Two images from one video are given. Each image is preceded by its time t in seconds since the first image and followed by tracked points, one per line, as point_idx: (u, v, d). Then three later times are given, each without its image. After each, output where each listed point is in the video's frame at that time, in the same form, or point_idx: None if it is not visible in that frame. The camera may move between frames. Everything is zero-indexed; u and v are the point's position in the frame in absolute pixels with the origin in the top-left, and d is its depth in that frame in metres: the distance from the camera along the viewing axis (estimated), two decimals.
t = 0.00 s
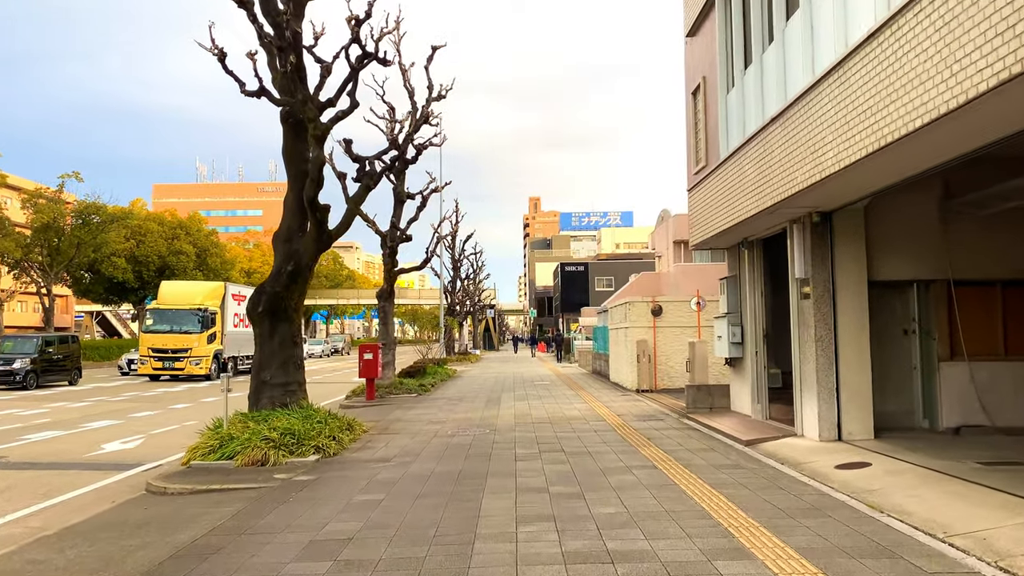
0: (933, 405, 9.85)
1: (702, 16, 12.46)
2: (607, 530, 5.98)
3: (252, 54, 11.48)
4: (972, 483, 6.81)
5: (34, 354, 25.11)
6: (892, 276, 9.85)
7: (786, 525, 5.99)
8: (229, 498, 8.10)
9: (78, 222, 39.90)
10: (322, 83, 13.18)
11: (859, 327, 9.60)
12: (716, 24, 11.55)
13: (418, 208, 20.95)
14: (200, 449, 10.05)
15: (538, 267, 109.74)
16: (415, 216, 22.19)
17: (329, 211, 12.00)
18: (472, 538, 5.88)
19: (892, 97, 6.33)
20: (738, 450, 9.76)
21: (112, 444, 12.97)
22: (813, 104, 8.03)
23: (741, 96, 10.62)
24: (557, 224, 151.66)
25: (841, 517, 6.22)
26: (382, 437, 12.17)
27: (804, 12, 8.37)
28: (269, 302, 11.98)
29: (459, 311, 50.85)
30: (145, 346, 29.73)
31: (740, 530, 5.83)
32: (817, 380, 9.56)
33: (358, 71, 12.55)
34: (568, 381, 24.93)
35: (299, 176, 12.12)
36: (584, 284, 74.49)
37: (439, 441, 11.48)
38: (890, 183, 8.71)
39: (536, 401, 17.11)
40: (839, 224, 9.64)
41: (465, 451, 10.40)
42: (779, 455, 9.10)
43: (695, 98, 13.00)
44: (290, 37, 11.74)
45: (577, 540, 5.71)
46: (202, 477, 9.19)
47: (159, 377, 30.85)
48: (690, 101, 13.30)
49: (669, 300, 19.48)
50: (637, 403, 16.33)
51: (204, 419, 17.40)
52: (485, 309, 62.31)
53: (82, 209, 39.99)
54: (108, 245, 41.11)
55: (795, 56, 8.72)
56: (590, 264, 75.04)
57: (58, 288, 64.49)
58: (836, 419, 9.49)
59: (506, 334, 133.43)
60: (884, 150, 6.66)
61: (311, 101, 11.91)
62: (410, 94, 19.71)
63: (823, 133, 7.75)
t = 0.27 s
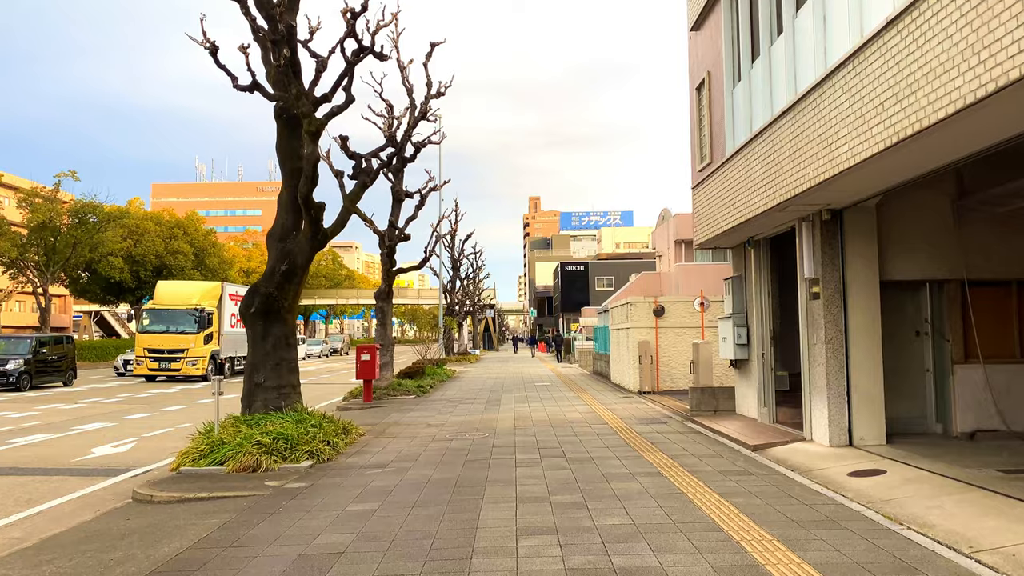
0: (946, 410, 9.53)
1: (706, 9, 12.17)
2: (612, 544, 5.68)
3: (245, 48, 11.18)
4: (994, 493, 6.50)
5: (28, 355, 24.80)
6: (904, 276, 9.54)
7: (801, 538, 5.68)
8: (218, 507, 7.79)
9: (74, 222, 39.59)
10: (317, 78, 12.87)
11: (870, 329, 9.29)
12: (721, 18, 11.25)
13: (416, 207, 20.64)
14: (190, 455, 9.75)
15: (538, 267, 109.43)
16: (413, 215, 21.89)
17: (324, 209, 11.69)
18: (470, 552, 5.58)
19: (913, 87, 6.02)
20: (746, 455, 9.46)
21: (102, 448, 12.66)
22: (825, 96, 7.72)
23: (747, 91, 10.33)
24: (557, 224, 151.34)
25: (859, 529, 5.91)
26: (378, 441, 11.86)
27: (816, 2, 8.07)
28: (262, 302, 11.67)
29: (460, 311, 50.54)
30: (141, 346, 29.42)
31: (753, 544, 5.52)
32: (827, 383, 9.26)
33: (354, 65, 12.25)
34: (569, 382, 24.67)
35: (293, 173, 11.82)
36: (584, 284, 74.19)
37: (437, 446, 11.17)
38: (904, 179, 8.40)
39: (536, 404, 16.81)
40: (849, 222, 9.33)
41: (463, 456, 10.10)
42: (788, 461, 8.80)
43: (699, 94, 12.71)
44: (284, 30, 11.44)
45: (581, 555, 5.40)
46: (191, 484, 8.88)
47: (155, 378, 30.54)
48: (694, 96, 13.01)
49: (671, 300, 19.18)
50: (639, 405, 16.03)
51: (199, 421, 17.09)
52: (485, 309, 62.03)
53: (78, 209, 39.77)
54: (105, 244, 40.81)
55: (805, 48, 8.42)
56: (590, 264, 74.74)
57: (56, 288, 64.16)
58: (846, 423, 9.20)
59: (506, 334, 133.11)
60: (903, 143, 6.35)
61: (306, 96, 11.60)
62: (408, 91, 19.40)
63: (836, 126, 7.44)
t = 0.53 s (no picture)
0: (959, 412, 9.21)
1: None
2: (615, 556, 5.34)
3: (235, 39, 10.86)
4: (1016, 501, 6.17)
5: (20, 355, 24.45)
6: (915, 274, 9.21)
7: (815, 550, 5.35)
8: (202, 514, 7.46)
9: (70, 221, 39.26)
10: (310, 70, 12.55)
11: (880, 328, 8.95)
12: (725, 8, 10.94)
13: (413, 205, 20.32)
14: (177, 459, 9.43)
15: (538, 267, 109.09)
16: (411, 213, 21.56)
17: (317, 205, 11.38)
18: (463, 566, 5.25)
19: (935, 71, 5.68)
20: (752, 459, 9.13)
21: (89, 451, 12.33)
22: (836, 85, 7.37)
23: (753, 83, 10.01)
24: (556, 224, 151.03)
25: (875, 540, 5.58)
26: (373, 444, 11.52)
27: None
28: (253, 301, 11.36)
29: (459, 310, 50.23)
30: (135, 346, 29.08)
31: (764, 557, 5.19)
32: (836, 385, 8.93)
33: (348, 57, 11.93)
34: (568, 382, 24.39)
35: (285, 169, 11.51)
36: (584, 284, 73.84)
37: (433, 449, 10.85)
38: (918, 173, 8.07)
39: (536, 405, 16.48)
40: (859, 218, 9.01)
41: (460, 460, 9.77)
42: (796, 465, 8.47)
43: (702, 88, 12.40)
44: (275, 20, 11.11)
45: (581, 569, 5.07)
46: (177, 489, 8.55)
47: (151, 378, 30.21)
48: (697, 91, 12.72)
49: (673, 299, 18.87)
50: (640, 407, 15.71)
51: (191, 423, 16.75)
52: (484, 308, 61.72)
53: (74, 207, 39.54)
54: (101, 243, 40.48)
55: (813, 35, 8.10)
56: (590, 263, 74.40)
57: (52, 288, 63.70)
58: (857, 426, 8.87)
59: (505, 334, 132.83)
60: (923, 133, 6.01)
61: (298, 89, 11.28)
62: (405, 87, 19.09)
63: (848, 116, 7.10)
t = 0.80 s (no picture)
0: (975, 416, 8.90)
1: None
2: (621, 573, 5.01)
3: (225, 31, 10.54)
4: None
5: (12, 355, 24.10)
6: (929, 273, 8.90)
7: (835, 567, 5.02)
8: (188, 524, 7.14)
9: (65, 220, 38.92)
10: (304, 64, 12.22)
11: (893, 329, 8.63)
12: None
13: (411, 203, 20.00)
14: (164, 465, 9.10)
15: (537, 266, 108.76)
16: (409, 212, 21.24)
17: (311, 202, 11.05)
18: None
19: (961, 57, 5.31)
20: (760, 465, 8.82)
21: (76, 455, 11.98)
22: (850, 76, 7.03)
23: (760, 76, 9.69)
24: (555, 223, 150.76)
25: (898, 555, 5.25)
26: (368, 448, 11.21)
27: None
28: (245, 302, 11.03)
29: (457, 310, 49.96)
30: (130, 346, 28.73)
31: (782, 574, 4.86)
32: (847, 388, 8.62)
33: (342, 50, 11.60)
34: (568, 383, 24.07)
35: (277, 166, 11.18)
36: (583, 284, 73.51)
37: (429, 454, 10.53)
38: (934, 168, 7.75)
39: (535, 407, 16.16)
40: (871, 215, 8.69)
41: (457, 466, 9.46)
42: (807, 472, 8.15)
43: (707, 82, 12.09)
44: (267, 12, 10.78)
45: None
46: (163, 497, 8.22)
47: (146, 379, 29.86)
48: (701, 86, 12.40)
49: (675, 299, 18.56)
50: (642, 409, 15.39)
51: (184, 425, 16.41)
52: (483, 308, 61.39)
53: (69, 206, 38.99)
54: (97, 242, 40.15)
55: (824, 25, 7.78)
56: (589, 263, 74.07)
57: (47, 287, 63.10)
58: (868, 431, 8.55)
59: (504, 334, 132.46)
60: (946, 124, 5.67)
61: (291, 82, 10.95)
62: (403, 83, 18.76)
63: (865, 107, 6.74)
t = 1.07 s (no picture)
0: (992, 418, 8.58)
1: None
2: None
3: (216, 20, 10.22)
4: None
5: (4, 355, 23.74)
6: (945, 269, 8.59)
7: None
8: (173, 532, 6.81)
9: (60, 218, 38.57)
10: (298, 55, 11.89)
11: (909, 328, 8.31)
12: None
13: (409, 201, 19.67)
14: (151, 469, 8.78)
15: (536, 266, 108.46)
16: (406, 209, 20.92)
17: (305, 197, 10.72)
18: None
19: (992, 36, 4.96)
20: (770, 468, 8.50)
21: (64, 457, 11.64)
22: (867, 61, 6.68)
23: (768, 65, 9.37)
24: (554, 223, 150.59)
25: (924, 567, 4.93)
26: (364, 451, 10.88)
27: None
28: (236, 300, 10.70)
29: (456, 310, 49.69)
30: (124, 346, 28.39)
31: None
32: (860, 389, 8.30)
33: (337, 41, 11.27)
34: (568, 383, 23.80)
35: (270, 159, 10.86)
36: (582, 283, 73.19)
37: (427, 456, 10.22)
38: (953, 159, 7.41)
39: (535, 408, 15.85)
40: (884, 209, 8.39)
41: (456, 470, 9.14)
42: (819, 477, 7.83)
43: (712, 75, 11.79)
44: None
45: None
46: (149, 502, 7.89)
47: (141, 379, 29.52)
48: (707, 79, 12.10)
49: (677, 298, 18.27)
50: (644, 410, 15.08)
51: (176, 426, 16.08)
52: (482, 308, 61.08)
53: (64, 205, 38.71)
54: (92, 241, 39.80)
55: (837, 9, 7.46)
56: (589, 262, 73.74)
57: (42, 287, 62.69)
58: (883, 433, 8.22)
59: (502, 334, 132.10)
60: (974, 109, 5.31)
61: (284, 73, 10.62)
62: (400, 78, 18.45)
63: (884, 95, 6.40)
